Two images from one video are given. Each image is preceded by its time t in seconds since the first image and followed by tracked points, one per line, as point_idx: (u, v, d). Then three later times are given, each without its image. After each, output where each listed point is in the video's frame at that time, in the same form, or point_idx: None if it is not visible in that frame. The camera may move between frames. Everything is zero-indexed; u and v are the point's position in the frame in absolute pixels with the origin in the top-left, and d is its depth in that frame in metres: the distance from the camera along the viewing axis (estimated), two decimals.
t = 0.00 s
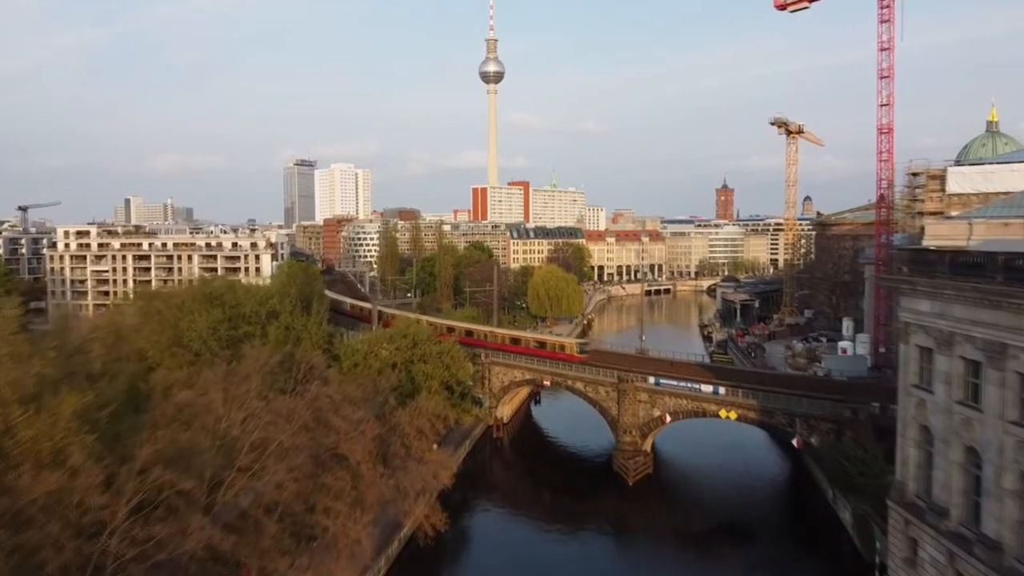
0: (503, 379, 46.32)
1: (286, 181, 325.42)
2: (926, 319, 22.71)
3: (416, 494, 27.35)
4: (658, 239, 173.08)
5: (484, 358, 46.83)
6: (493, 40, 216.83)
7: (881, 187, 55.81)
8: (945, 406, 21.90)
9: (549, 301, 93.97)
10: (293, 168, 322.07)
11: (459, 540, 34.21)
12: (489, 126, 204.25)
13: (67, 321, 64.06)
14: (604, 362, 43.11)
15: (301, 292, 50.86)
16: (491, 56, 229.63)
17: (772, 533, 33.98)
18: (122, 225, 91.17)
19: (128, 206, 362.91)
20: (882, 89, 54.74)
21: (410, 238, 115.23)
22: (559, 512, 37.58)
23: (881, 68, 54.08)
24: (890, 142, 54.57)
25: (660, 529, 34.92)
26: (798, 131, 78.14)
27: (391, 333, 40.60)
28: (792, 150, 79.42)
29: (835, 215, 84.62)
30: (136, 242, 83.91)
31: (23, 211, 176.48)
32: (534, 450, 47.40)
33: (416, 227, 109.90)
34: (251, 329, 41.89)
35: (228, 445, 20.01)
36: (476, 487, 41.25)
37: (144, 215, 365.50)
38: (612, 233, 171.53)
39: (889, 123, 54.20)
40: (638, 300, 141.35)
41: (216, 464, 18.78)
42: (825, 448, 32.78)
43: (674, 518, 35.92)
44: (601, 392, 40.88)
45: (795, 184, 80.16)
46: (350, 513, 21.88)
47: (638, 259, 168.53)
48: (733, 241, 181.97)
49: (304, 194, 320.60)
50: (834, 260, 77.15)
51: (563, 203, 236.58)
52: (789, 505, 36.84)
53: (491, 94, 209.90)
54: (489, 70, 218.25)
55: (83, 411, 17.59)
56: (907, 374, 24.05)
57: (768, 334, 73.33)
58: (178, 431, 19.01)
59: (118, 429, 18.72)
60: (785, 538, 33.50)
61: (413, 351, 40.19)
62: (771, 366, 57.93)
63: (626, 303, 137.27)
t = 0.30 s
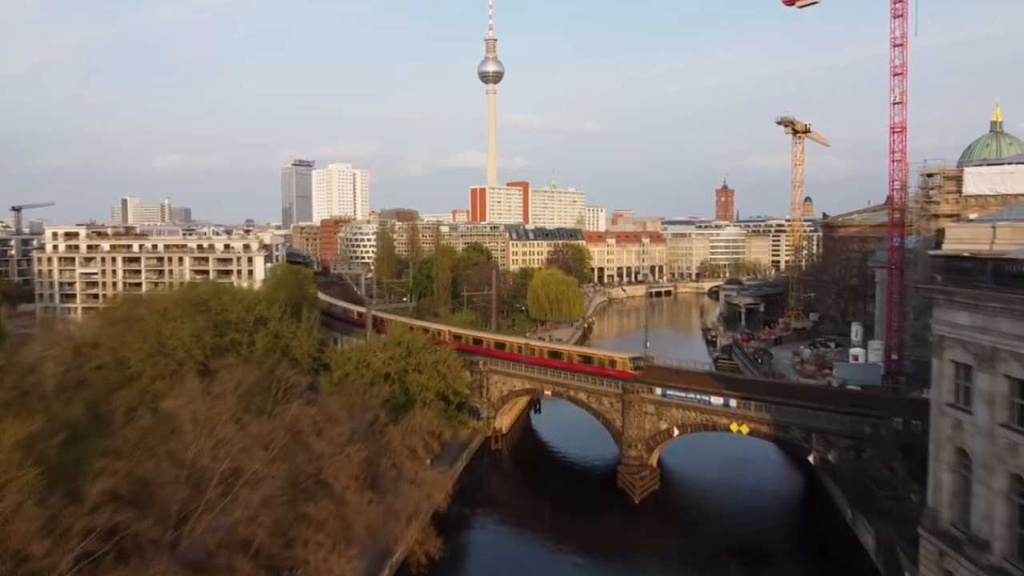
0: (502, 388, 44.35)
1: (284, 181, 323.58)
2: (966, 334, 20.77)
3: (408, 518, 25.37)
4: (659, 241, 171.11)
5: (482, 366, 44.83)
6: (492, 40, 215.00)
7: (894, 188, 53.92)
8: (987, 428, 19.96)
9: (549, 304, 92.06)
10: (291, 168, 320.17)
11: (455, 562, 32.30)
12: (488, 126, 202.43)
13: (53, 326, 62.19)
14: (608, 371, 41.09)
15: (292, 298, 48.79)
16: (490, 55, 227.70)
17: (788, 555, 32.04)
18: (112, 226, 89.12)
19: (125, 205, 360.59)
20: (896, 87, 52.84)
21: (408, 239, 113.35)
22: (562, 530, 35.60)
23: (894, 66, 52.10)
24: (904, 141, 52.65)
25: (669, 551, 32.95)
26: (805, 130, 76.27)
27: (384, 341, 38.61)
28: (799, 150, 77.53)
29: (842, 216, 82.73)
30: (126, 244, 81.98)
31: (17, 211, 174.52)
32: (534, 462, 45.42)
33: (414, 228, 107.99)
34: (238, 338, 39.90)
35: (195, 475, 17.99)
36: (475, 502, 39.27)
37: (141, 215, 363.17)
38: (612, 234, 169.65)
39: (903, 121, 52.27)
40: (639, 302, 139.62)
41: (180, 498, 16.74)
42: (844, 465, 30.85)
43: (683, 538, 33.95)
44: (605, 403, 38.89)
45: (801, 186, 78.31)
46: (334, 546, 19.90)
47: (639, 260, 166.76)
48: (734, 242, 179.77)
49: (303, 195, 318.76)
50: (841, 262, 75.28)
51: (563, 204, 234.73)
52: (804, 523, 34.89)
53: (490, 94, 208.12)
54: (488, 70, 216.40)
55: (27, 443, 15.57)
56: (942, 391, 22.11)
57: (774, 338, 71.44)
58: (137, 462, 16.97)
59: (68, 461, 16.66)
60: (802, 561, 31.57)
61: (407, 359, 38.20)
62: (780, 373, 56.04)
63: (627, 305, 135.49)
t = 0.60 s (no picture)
0: (489, 398, 42.35)
1: (268, 181, 320.12)
2: (994, 349, 19.00)
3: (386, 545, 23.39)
4: (647, 241, 169.73)
5: (467, 375, 42.80)
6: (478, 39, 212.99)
7: (892, 189, 52.35)
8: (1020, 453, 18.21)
9: (536, 307, 90.14)
10: (275, 168, 316.70)
11: None
12: (475, 126, 200.37)
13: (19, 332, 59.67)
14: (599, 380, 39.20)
15: (268, 303, 46.53)
16: (476, 54, 225.64)
17: None
18: (86, 227, 86.32)
19: (106, 205, 356.01)
20: (894, 84, 51.30)
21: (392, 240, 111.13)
22: (551, 549, 33.69)
23: (892, 63, 50.63)
24: (902, 141, 51.12)
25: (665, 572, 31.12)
26: (797, 130, 74.79)
27: (363, 350, 36.56)
28: (791, 150, 76.03)
29: (834, 217, 81.30)
30: (99, 245, 79.30)
31: None
32: (522, 474, 43.43)
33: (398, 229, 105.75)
34: (210, 345, 37.68)
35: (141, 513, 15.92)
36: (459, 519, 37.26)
37: (122, 214, 357.77)
38: (599, 235, 168.03)
39: (902, 120, 50.73)
40: (627, 303, 138.10)
41: (120, 542, 14.66)
42: (850, 483, 29.12)
43: (680, 558, 32.13)
44: (596, 415, 37.01)
45: (793, 187, 76.89)
46: None
47: (626, 261, 165.35)
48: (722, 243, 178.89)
49: (286, 194, 315.43)
50: (834, 265, 73.87)
51: (549, 204, 233.02)
52: (806, 542, 33.08)
53: (476, 94, 206.13)
54: (473, 70, 214.53)
55: None
56: (966, 410, 20.34)
57: (766, 342, 69.86)
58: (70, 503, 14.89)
59: None
60: None
61: (388, 369, 36.16)
62: (774, 379, 54.42)
63: (615, 306, 133.97)
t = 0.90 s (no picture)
0: (485, 409, 40.34)
1: (263, 181, 318.59)
2: None
3: None
4: (644, 242, 168.03)
5: (463, 384, 40.84)
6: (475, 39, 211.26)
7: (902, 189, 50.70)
8: None
9: (534, 310, 88.20)
10: (270, 168, 314.49)
11: None
12: (471, 126, 198.49)
13: None
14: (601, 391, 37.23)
15: (254, 308, 44.49)
16: (472, 54, 224.16)
17: None
18: (72, 228, 84.10)
19: (98, 205, 353.44)
20: (905, 81, 49.52)
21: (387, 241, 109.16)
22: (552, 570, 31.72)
23: (903, 59, 48.88)
24: (914, 140, 49.40)
25: None
26: (801, 130, 73.10)
27: (352, 360, 34.63)
28: (795, 150, 74.33)
29: (837, 219, 79.61)
30: (85, 246, 77.13)
31: None
32: (519, 488, 41.43)
33: (393, 231, 103.72)
34: (191, 354, 35.71)
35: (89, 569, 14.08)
36: (455, 535, 35.28)
37: (115, 214, 354.55)
38: (597, 236, 166.28)
39: (913, 119, 49.01)
40: (625, 306, 136.43)
41: None
42: (871, 504, 27.20)
43: None
44: (598, 428, 35.10)
45: (796, 188, 75.25)
46: None
47: (624, 263, 163.68)
48: (720, 245, 173.85)
49: (281, 194, 313.26)
50: (838, 269, 72.13)
51: (545, 205, 231.21)
52: (823, 565, 31.05)
53: (472, 94, 204.42)
54: (468, 70, 212.76)
55: None
56: (1011, 434, 18.44)
57: (770, 347, 68.00)
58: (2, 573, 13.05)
59: None
60: None
61: (378, 380, 34.25)
62: (780, 386, 52.55)
63: (612, 309, 132.24)
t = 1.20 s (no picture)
0: (485, 419, 38.40)
1: (262, 181, 316.75)
2: None
3: None
4: (646, 243, 166.21)
5: (462, 393, 38.90)
6: (474, 38, 209.50)
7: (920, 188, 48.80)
8: None
9: (534, 313, 86.30)
10: (269, 168, 312.65)
11: None
12: (471, 125, 196.67)
13: None
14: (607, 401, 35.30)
15: (242, 315, 42.57)
16: (472, 54, 222.46)
17: None
18: (62, 228, 82.20)
19: (96, 205, 351.83)
20: (923, 76, 47.63)
21: (385, 242, 107.22)
22: None
23: (921, 54, 46.92)
24: (932, 137, 47.51)
25: None
26: (809, 128, 71.19)
27: (343, 370, 32.73)
28: (803, 149, 72.46)
29: (846, 220, 77.74)
30: (75, 247, 75.16)
31: None
32: (522, 503, 39.46)
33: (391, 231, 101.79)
34: (174, 362, 33.82)
35: None
36: (454, 552, 33.36)
37: (113, 214, 352.86)
38: (598, 236, 164.22)
39: (932, 115, 47.11)
40: (626, 307, 134.58)
41: None
42: (900, 526, 25.40)
43: None
44: (605, 441, 33.19)
45: (804, 188, 73.34)
46: None
47: (626, 264, 161.85)
48: (722, 245, 171.08)
49: (280, 195, 311.42)
50: (847, 271, 70.24)
51: (546, 206, 229.34)
52: None
53: (472, 93, 202.68)
54: (468, 70, 211.02)
55: None
56: None
57: (778, 351, 66.04)
58: None
59: None
60: None
61: (371, 390, 32.35)
62: (791, 394, 50.48)
63: (614, 310, 130.41)
